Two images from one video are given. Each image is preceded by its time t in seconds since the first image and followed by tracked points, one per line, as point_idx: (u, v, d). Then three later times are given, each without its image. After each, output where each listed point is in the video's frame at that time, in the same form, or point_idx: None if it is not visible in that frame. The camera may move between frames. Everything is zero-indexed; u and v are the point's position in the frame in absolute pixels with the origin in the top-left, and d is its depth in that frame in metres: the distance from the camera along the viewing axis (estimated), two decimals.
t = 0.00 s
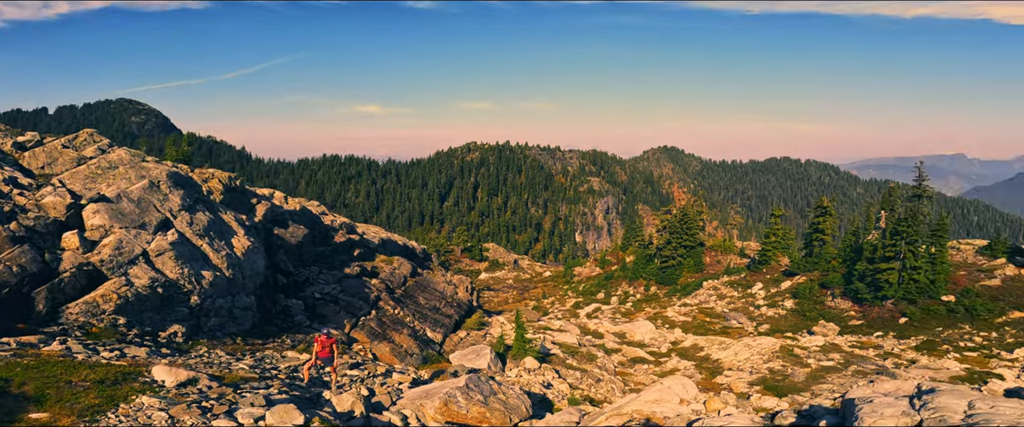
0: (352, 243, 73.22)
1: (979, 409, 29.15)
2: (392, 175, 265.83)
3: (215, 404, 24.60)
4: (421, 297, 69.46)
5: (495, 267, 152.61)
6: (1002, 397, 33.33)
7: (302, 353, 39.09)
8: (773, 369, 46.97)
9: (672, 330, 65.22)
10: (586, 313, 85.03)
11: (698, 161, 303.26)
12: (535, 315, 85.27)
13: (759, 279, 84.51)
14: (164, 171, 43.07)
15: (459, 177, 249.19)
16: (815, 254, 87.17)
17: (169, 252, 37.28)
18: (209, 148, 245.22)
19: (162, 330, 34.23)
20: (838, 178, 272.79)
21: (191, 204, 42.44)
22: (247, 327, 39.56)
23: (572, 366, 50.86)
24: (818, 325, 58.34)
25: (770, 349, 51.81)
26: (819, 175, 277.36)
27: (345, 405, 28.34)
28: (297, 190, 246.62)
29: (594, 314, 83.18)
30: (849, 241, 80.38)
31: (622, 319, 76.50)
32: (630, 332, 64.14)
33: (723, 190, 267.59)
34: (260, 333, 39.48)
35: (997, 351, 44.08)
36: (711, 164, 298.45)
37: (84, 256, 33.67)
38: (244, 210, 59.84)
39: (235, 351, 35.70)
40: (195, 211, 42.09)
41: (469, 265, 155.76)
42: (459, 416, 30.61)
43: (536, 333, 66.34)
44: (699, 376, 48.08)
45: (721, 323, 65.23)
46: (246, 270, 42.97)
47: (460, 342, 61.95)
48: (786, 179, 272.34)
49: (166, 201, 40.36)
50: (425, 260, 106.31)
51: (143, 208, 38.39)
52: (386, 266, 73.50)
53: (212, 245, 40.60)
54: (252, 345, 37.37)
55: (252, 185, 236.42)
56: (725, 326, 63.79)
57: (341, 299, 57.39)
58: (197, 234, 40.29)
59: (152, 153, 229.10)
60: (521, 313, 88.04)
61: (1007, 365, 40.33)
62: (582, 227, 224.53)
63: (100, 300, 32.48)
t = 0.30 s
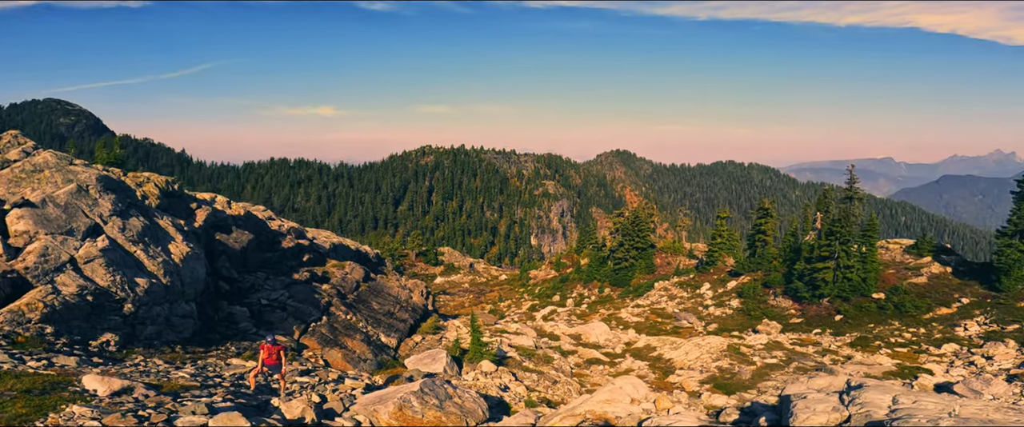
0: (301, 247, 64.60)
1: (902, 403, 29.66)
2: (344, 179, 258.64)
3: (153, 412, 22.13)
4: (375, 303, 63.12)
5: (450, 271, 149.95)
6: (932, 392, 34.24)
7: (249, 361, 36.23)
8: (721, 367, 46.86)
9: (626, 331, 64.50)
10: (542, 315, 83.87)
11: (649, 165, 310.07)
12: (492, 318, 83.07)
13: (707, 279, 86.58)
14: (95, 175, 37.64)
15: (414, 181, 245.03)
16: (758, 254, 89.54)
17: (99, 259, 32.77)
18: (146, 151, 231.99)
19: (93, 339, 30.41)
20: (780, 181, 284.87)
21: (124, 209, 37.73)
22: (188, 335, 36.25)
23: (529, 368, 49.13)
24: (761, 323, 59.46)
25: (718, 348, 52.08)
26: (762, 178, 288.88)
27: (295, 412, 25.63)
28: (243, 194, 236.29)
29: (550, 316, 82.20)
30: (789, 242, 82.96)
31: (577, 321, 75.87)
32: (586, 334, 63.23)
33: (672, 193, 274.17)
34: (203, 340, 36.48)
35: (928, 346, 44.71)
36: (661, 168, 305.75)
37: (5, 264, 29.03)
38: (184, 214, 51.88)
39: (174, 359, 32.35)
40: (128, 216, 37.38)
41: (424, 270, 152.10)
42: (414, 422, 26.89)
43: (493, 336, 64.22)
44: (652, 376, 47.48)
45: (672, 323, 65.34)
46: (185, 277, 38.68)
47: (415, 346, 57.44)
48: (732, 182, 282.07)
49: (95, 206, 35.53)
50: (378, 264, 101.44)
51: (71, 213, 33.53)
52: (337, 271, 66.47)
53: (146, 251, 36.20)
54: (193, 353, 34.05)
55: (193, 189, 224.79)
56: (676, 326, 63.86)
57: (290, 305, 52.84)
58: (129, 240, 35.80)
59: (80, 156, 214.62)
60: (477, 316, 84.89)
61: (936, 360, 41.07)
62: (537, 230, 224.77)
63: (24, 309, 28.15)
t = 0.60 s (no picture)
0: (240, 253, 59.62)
1: (827, 398, 30.34)
2: (287, 182, 248.63)
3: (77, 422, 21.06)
4: (319, 309, 58.17)
5: (401, 275, 144.31)
6: (860, 386, 35.29)
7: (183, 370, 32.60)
8: (666, 366, 47.02)
9: (577, 332, 63.68)
10: (493, 318, 82.17)
11: (597, 168, 315.25)
12: (442, 321, 80.02)
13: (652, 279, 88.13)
14: (8, 178, 34.09)
15: (361, 184, 238.72)
16: (700, 255, 91.88)
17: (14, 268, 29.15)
18: (64, 153, 214.94)
19: (8, 349, 27.36)
20: (720, 184, 296.48)
21: (41, 215, 33.78)
22: (114, 346, 32.65)
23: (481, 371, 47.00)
24: (704, 322, 60.51)
25: (664, 347, 52.05)
26: (703, 180, 299.36)
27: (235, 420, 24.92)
28: (176, 199, 222.75)
29: (501, 319, 80.77)
30: (728, 242, 85.58)
31: (529, 323, 75.17)
32: (537, 336, 61.91)
33: (620, 195, 279.66)
34: (131, 349, 33.07)
35: (855, 341, 46.45)
36: (609, 170, 311.34)
37: None
38: (108, 220, 46.41)
39: (99, 369, 29.37)
40: (46, 222, 33.58)
41: (373, 274, 145.67)
42: None
43: (443, 340, 61.46)
44: (602, 376, 46.94)
45: (620, 324, 65.26)
46: (112, 285, 34.92)
47: (365, 352, 52.54)
48: (676, 185, 291.11)
49: (8, 211, 31.74)
50: (323, 270, 96.29)
51: None
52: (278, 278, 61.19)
53: (68, 258, 32.48)
54: (121, 363, 30.91)
55: (119, 194, 210.01)
56: (624, 326, 63.84)
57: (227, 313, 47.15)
58: (48, 248, 32.13)
59: None
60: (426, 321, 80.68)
61: (862, 355, 42.90)
62: (487, 233, 223.44)
63: None
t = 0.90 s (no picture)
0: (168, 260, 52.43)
1: (757, 394, 30.75)
2: (223, 186, 235.73)
3: None
4: (257, 316, 51.87)
5: (346, 280, 133.76)
6: (793, 380, 36.23)
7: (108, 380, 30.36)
8: (614, 365, 46.57)
9: (526, 333, 62.46)
10: (443, 322, 79.79)
11: (544, 171, 317.45)
12: (390, 326, 75.73)
13: (598, 282, 87.33)
14: None
15: (303, 188, 229.78)
16: (644, 255, 93.35)
17: None
18: None
19: None
20: (663, 186, 305.71)
21: None
22: (32, 357, 30.41)
23: (430, 376, 43.69)
24: (649, 321, 61.05)
25: (612, 346, 51.17)
26: (646, 182, 307.77)
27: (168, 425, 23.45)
28: (96, 204, 206.28)
29: (451, 323, 78.66)
30: (669, 243, 87.39)
31: (478, 326, 73.50)
32: (487, 338, 60.36)
33: (567, 198, 282.87)
34: (50, 360, 30.48)
35: (787, 337, 47.96)
36: (557, 173, 314.31)
37: None
38: (20, 227, 38.22)
39: (13, 381, 26.74)
40: None
41: (316, 280, 134.91)
42: None
43: (392, 344, 57.54)
44: (552, 377, 45.85)
45: (569, 325, 64.54)
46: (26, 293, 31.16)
47: (307, 359, 47.10)
48: (621, 187, 297.67)
49: None
50: (262, 277, 90.74)
51: None
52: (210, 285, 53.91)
53: None
54: (37, 375, 28.42)
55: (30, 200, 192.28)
56: (573, 327, 63.22)
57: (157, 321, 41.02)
58: None
59: None
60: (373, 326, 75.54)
61: (794, 350, 44.26)
62: (435, 237, 220.03)
63: None
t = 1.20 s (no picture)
0: (85, 269, 47.26)
1: (692, 391, 30.87)
2: (148, 190, 220.26)
3: None
4: (187, 325, 47.23)
5: (286, 287, 126.18)
6: (731, 377, 37.03)
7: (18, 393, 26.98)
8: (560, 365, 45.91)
9: (475, 337, 60.17)
10: (389, 327, 75.91)
11: (490, 173, 316.65)
12: (333, 331, 70.23)
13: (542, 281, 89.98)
14: None
15: (237, 192, 218.43)
16: (588, 256, 94.03)
17: None
18: None
19: None
20: (607, 188, 312.38)
21: None
22: None
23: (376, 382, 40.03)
24: (595, 321, 61.01)
25: (559, 347, 50.59)
26: (591, 185, 313.30)
27: None
28: None
29: (398, 327, 75.00)
30: (612, 243, 88.38)
31: (426, 330, 70.38)
32: (434, 342, 57.31)
33: (513, 200, 283.49)
34: None
35: (723, 334, 49.14)
36: (503, 175, 314.35)
37: None
38: None
39: None
40: None
41: (253, 287, 125.96)
42: None
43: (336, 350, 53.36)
44: (501, 379, 44.15)
45: (517, 327, 63.45)
46: None
47: (244, 368, 42.15)
48: (566, 189, 301.60)
49: None
50: (193, 286, 84.37)
51: None
52: (135, 294, 49.07)
53: None
54: None
55: None
56: (521, 329, 61.96)
57: (74, 332, 36.24)
58: None
59: None
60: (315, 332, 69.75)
61: (731, 346, 45.27)
62: (379, 240, 214.65)
63: None
